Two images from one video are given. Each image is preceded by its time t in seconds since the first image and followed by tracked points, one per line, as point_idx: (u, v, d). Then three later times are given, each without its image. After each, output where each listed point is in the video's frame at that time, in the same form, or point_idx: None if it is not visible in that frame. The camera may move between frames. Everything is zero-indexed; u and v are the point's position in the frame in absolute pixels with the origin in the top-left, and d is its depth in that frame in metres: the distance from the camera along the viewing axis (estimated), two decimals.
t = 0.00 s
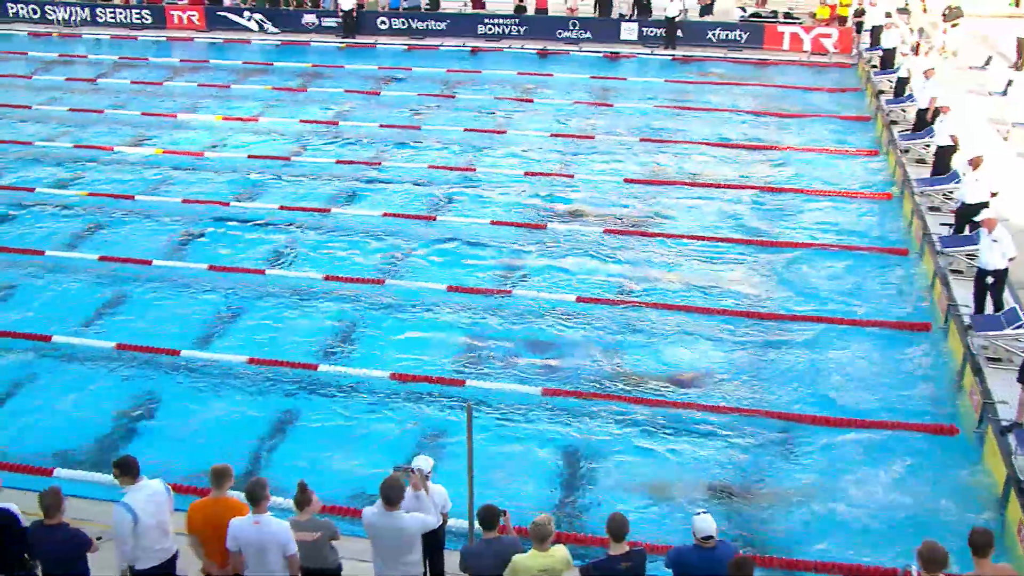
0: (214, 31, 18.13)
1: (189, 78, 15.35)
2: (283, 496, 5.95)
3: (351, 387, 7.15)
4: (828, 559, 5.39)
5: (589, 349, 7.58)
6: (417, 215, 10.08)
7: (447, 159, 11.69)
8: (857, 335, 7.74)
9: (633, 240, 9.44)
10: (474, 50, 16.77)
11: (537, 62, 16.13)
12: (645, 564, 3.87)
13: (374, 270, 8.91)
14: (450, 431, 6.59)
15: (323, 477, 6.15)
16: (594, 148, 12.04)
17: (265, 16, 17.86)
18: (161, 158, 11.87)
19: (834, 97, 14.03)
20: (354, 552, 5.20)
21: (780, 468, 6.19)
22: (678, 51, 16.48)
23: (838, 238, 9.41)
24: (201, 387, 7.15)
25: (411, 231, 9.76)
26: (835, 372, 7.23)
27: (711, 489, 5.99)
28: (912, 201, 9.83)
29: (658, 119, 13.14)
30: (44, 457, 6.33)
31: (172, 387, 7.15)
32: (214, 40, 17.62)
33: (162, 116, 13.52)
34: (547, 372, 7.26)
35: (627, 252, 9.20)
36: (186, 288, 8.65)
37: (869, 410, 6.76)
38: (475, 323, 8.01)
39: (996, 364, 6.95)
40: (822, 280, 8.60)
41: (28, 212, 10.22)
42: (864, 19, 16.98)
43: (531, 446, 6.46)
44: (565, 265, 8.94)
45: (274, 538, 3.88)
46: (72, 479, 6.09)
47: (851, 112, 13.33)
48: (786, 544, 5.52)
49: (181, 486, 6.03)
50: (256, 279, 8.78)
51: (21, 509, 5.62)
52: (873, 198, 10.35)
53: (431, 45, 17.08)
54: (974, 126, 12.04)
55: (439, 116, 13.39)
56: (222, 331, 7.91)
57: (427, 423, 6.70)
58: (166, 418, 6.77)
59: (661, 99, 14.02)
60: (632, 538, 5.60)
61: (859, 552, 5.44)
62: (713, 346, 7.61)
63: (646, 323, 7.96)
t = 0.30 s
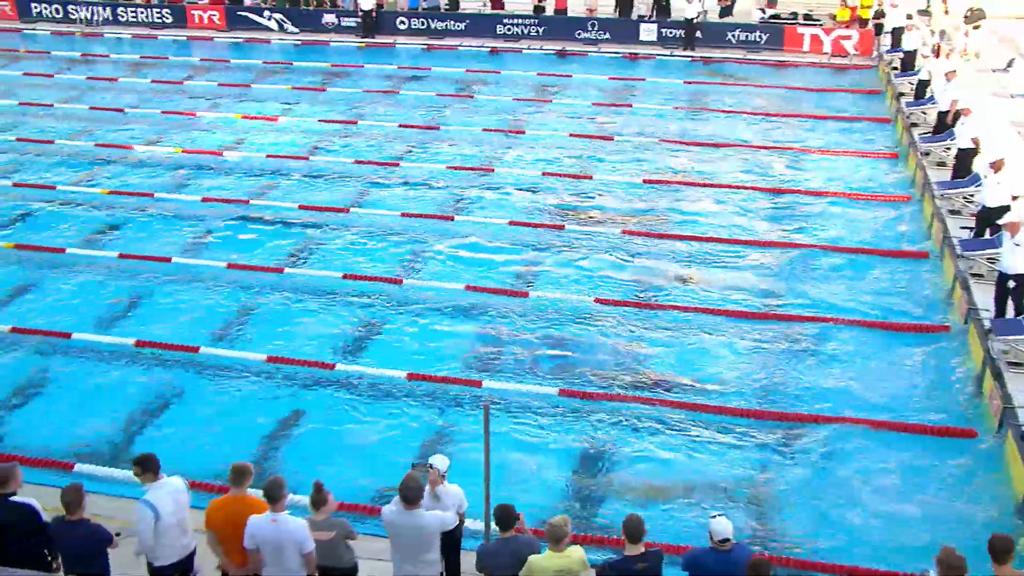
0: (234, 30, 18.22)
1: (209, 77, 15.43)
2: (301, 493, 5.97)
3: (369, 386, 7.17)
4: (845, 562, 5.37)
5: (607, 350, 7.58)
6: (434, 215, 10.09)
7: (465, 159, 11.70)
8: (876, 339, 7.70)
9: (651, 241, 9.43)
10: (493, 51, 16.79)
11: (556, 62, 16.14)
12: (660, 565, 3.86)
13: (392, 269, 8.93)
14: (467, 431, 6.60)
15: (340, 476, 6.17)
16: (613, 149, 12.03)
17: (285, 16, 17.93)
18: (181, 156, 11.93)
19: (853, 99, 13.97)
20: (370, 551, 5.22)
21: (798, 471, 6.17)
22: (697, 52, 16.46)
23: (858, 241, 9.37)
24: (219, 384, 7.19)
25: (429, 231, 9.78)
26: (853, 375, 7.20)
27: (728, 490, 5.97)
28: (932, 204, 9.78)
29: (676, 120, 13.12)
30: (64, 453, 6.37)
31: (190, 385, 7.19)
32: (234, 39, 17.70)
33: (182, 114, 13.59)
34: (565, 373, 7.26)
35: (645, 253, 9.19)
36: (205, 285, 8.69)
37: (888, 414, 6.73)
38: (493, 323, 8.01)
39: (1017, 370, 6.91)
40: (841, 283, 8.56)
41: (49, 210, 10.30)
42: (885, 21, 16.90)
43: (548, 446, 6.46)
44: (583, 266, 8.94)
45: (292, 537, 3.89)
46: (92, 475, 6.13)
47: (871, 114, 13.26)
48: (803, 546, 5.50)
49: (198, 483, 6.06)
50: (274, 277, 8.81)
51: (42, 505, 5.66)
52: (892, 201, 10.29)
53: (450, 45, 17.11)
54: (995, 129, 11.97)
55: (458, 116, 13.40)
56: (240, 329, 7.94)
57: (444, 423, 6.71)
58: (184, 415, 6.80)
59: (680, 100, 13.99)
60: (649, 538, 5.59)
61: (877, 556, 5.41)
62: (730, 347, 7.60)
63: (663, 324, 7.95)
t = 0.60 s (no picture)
0: (254, 30, 18.29)
1: (229, 76, 15.49)
2: (318, 491, 5.99)
3: (386, 385, 7.18)
4: (863, 565, 5.35)
5: (624, 351, 7.56)
6: (453, 215, 10.10)
7: (484, 159, 11.71)
8: (895, 342, 7.66)
9: (670, 242, 9.41)
10: (513, 51, 16.80)
11: (575, 63, 16.12)
12: (677, 567, 3.85)
13: (410, 269, 8.95)
14: (484, 430, 6.60)
15: (357, 474, 6.18)
16: (631, 149, 12.00)
17: (304, 15, 17.98)
18: (201, 155, 11.98)
19: (874, 101, 13.90)
20: (384, 549, 5.23)
21: (816, 474, 6.14)
22: (717, 53, 16.42)
23: (878, 243, 9.32)
24: (238, 382, 7.22)
25: (446, 230, 9.78)
26: (872, 378, 7.16)
27: (746, 492, 5.95)
28: (953, 207, 9.72)
29: (696, 121, 13.08)
30: (84, 449, 6.41)
31: (209, 383, 7.21)
32: (254, 39, 17.76)
33: (202, 113, 13.65)
34: (582, 374, 7.25)
35: (663, 254, 9.17)
36: (224, 284, 8.73)
37: (907, 417, 6.69)
38: (510, 323, 8.01)
39: None
40: (861, 286, 8.52)
41: (71, 208, 10.36)
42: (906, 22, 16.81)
43: (565, 446, 6.45)
44: (601, 267, 8.92)
45: (310, 534, 3.90)
46: (111, 471, 6.16)
47: (892, 116, 13.19)
48: (821, 549, 5.48)
49: (216, 480, 6.09)
50: (293, 276, 8.84)
51: (63, 500, 5.70)
52: (912, 204, 10.23)
53: (470, 45, 17.14)
54: (1018, 131, 11.89)
55: (476, 116, 13.41)
56: (258, 327, 7.97)
57: (462, 423, 6.71)
58: (203, 413, 6.83)
59: (699, 101, 13.95)
60: (666, 539, 5.58)
61: (896, 560, 5.38)
62: (748, 349, 7.57)
63: (681, 326, 7.93)
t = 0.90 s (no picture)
0: (276, 29, 18.35)
1: (251, 75, 15.55)
2: (336, 489, 6.01)
3: (405, 385, 7.19)
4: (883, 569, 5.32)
5: (643, 353, 7.54)
6: (472, 215, 10.10)
7: (504, 160, 11.71)
8: (916, 346, 7.60)
9: (689, 244, 9.39)
10: (533, 51, 16.81)
11: (596, 64, 16.10)
12: (696, 568, 3.84)
13: (429, 269, 8.95)
14: (503, 431, 6.60)
15: (375, 473, 6.19)
16: (651, 151, 11.98)
17: (325, 15, 18.02)
18: (222, 154, 12.03)
19: (896, 104, 13.82)
20: (400, 548, 5.24)
21: (836, 478, 6.11)
22: (738, 55, 16.36)
23: (899, 247, 9.26)
24: (258, 380, 7.25)
25: (465, 230, 9.79)
26: (892, 382, 7.12)
27: (765, 495, 5.93)
28: (975, 210, 9.65)
29: (716, 123, 13.04)
30: (105, 445, 6.46)
31: (229, 380, 7.25)
32: (275, 38, 17.82)
33: (223, 112, 13.71)
34: (601, 375, 7.23)
35: (683, 256, 9.15)
36: (245, 282, 8.76)
37: (928, 422, 6.65)
38: (528, 324, 8.00)
39: None
40: (882, 290, 8.47)
41: (92, 205, 10.43)
42: (929, 24, 16.71)
43: (582, 448, 6.45)
44: (621, 268, 8.90)
45: (330, 533, 3.91)
46: (131, 467, 6.20)
47: (914, 119, 13.12)
48: (840, 552, 5.45)
49: (235, 477, 6.11)
50: (312, 275, 8.86)
51: (83, 496, 5.74)
52: (934, 207, 10.16)
53: (491, 46, 17.14)
54: None
55: (496, 116, 13.42)
56: (278, 326, 8.00)
57: (481, 423, 6.72)
58: (223, 410, 6.87)
59: (720, 103, 13.91)
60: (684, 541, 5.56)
61: (915, 564, 5.35)
62: (768, 352, 7.53)
63: (700, 328, 7.90)
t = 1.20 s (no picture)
0: (296, 29, 18.41)
1: (271, 74, 15.61)
2: (353, 487, 6.02)
3: (423, 384, 7.20)
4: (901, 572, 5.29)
5: (661, 354, 7.52)
6: (491, 215, 10.11)
7: (523, 160, 11.71)
8: (937, 350, 7.55)
9: (708, 245, 9.36)
10: (553, 52, 16.80)
11: (616, 64, 16.08)
12: (713, 570, 3.83)
13: (447, 268, 8.96)
14: (520, 431, 6.60)
15: (392, 472, 6.20)
16: (671, 152, 11.95)
17: (346, 14, 18.06)
18: (243, 152, 12.08)
19: (918, 106, 13.72)
20: (418, 547, 5.24)
21: (855, 481, 6.07)
22: (758, 56, 16.31)
23: (919, 250, 9.20)
24: (276, 378, 7.27)
25: (485, 230, 9.80)
26: (913, 385, 7.07)
27: (783, 498, 5.91)
28: (997, 213, 9.57)
29: (736, 124, 12.99)
30: (125, 441, 6.49)
31: (248, 378, 7.27)
32: (296, 38, 17.88)
33: (245, 110, 13.77)
34: (619, 376, 7.22)
35: (702, 257, 9.12)
36: (266, 279, 8.80)
37: (948, 426, 6.60)
38: (546, 324, 8.00)
39: None
40: (902, 293, 8.41)
41: (114, 202, 10.50)
42: (952, 26, 16.59)
43: (600, 448, 6.44)
44: (640, 269, 8.89)
45: (347, 530, 3.92)
46: (150, 463, 6.23)
47: (937, 121, 13.03)
48: (858, 556, 5.42)
49: (254, 474, 6.14)
50: (331, 274, 8.88)
51: (103, 491, 5.78)
52: (955, 210, 10.09)
53: (511, 46, 17.15)
54: None
55: (515, 116, 13.42)
56: (297, 325, 8.02)
57: (498, 423, 6.72)
58: (242, 408, 6.90)
59: (740, 104, 13.87)
60: (701, 543, 5.55)
61: (936, 569, 5.31)
62: (787, 354, 7.50)
63: (719, 329, 7.87)
